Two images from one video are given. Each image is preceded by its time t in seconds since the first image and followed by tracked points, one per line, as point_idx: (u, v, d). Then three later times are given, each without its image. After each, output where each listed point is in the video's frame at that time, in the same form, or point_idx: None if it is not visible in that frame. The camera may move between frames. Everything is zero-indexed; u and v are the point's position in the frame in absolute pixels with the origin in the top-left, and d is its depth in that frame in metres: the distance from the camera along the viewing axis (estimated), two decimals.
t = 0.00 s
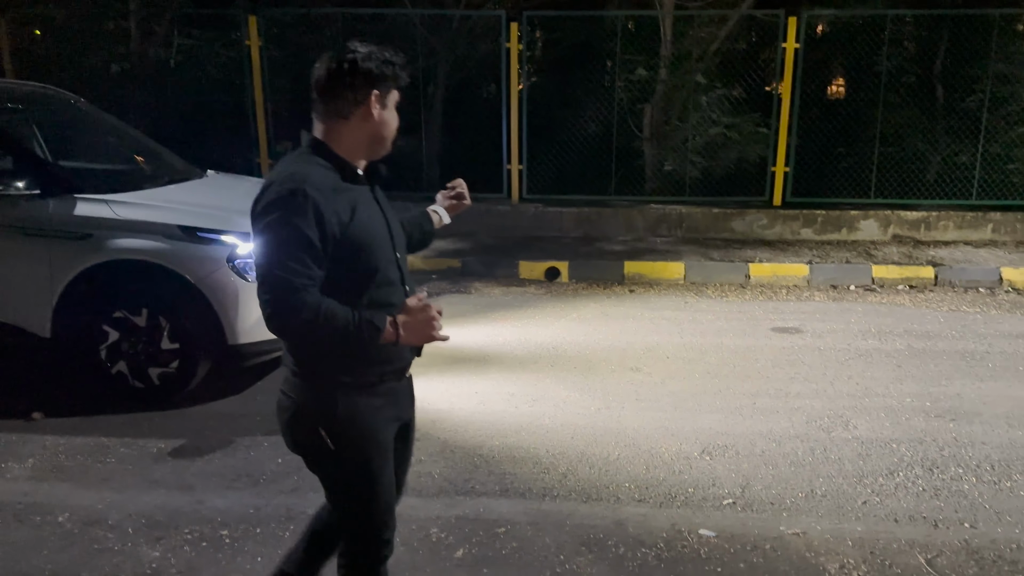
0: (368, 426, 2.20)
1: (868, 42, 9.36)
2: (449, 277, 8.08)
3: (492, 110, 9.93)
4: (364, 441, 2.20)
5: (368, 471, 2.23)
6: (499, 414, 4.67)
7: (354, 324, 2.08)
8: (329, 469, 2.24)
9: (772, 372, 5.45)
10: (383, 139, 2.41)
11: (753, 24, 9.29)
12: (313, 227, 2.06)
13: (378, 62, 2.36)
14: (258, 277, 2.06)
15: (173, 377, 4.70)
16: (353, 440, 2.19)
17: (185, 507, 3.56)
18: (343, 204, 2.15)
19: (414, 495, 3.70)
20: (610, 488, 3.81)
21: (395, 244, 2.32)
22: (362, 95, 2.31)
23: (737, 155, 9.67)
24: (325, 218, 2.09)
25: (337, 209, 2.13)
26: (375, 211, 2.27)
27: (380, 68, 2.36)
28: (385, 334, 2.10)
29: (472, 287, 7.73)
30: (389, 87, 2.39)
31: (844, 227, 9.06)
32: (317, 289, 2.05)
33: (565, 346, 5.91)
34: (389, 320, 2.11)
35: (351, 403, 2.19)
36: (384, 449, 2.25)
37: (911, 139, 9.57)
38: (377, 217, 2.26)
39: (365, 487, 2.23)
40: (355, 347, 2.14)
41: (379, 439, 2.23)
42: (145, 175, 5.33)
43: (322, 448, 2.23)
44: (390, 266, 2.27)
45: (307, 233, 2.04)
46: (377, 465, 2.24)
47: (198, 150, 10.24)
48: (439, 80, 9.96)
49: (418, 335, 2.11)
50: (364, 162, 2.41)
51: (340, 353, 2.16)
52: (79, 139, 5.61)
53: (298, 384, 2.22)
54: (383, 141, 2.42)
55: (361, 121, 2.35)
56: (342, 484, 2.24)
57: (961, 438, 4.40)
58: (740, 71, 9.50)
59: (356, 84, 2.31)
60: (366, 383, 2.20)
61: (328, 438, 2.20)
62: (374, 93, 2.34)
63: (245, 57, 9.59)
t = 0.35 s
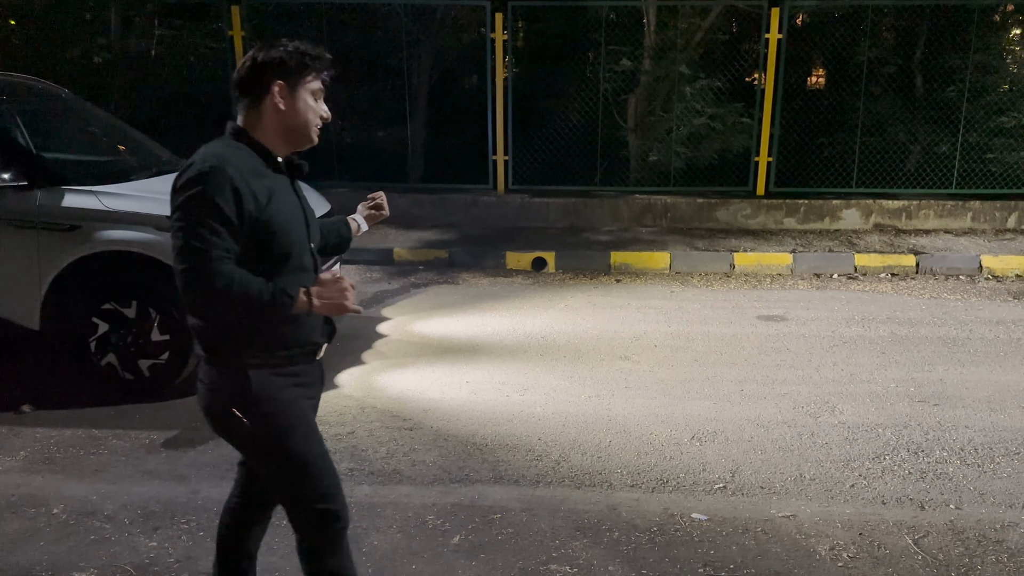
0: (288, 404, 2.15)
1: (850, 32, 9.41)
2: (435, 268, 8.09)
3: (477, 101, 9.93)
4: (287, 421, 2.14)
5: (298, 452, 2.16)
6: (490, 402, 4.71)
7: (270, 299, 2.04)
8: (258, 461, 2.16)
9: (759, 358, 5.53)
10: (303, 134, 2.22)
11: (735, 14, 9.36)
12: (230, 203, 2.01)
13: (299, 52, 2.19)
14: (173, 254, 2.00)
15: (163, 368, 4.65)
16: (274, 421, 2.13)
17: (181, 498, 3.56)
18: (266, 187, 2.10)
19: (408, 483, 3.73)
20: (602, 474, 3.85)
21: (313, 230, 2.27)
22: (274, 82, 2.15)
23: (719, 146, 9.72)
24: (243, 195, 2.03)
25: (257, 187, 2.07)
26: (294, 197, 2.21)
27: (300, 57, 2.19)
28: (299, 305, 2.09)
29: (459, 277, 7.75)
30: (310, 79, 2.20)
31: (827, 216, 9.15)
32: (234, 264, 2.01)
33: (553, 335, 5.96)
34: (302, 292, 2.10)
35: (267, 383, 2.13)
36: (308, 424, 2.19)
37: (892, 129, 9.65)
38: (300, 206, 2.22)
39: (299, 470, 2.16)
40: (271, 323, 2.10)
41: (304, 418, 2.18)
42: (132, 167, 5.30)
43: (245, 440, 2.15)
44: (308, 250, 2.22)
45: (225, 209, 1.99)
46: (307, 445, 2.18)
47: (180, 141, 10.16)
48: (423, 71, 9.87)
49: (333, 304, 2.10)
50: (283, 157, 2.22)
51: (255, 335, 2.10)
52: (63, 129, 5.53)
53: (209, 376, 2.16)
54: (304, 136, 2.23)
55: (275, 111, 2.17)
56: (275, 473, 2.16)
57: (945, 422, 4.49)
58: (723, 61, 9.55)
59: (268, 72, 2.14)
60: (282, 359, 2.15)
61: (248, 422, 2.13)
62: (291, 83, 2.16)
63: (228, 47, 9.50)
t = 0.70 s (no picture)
0: (210, 384, 2.27)
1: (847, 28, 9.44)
2: (434, 263, 8.11)
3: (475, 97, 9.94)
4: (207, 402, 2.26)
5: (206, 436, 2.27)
6: (491, 396, 4.73)
7: (195, 276, 2.15)
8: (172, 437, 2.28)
9: (757, 354, 5.55)
10: (201, 109, 2.24)
11: (731, 10, 9.39)
12: (155, 185, 2.11)
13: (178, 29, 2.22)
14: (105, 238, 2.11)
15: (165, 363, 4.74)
16: (197, 402, 2.25)
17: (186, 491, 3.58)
18: (189, 168, 2.21)
19: (411, 476, 3.76)
20: (604, 468, 3.88)
21: (243, 211, 2.37)
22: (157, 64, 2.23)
23: (718, 142, 9.74)
24: (165, 175, 2.13)
25: (179, 168, 2.18)
26: (220, 176, 2.31)
27: (179, 35, 2.22)
28: (227, 281, 2.19)
29: (458, 273, 7.77)
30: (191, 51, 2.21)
31: (824, 212, 9.18)
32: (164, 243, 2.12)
33: (553, 331, 5.98)
34: (233, 267, 2.20)
35: (193, 366, 2.24)
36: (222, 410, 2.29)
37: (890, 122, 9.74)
38: (224, 186, 2.31)
39: (208, 450, 2.28)
40: (196, 303, 2.21)
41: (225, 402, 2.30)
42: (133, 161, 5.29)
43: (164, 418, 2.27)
44: (236, 228, 2.33)
45: (149, 189, 2.10)
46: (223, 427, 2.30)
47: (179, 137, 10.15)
48: (422, 66, 9.86)
49: (262, 275, 2.20)
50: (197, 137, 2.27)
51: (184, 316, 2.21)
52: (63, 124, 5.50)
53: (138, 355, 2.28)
54: (205, 110, 2.25)
55: (169, 94, 2.24)
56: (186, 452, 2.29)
57: (943, 416, 4.52)
58: (722, 58, 9.57)
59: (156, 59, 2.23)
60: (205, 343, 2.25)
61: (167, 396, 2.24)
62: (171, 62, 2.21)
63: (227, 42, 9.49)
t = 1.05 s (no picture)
0: (134, 383, 2.33)
1: (869, 32, 9.38)
2: (453, 264, 8.14)
3: (494, 99, 9.97)
4: (126, 399, 2.32)
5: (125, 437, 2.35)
6: (510, 397, 4.75)
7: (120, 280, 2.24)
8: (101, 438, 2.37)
9: (777, 357, 5.55)
10: (121, 119, 2.33)
11: (750, 15, 9.36)
12: (74, 197, 2.20)
13: (93, 44, 2.33)
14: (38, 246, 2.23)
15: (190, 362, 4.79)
16: (114, 398, 2.32)
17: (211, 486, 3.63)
18: (111, 177, 2.28)
19: (432, 475, 3.79)
20: (623, 469, 3.89)
21: (175, 216, 2.42)
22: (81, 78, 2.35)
23: (737, 144, 9.73)
24: (86, 187, 2.22)
25: (101, 179, 2.26)
26: (150, 184, 2.37)
27: (97, 48, 2.33)
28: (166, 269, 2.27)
29: (476, 274, 7.80)
30: (107, 63, 2.31)
31: (843, 215, 9.14)
32: (89, 250, 2.22)
33: (571, 332, 6.00)
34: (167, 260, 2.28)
35: (118, 364, 2.32)
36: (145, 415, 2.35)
37: (910, 126, 9.65)
38: (152, 192, 2.36)
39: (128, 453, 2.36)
40: (123, 307, 2.29)
41: (147, 402, 2.34)
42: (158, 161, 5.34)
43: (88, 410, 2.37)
44: (170, 234, 2.39)
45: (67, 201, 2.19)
46: (140, 425, 2.35)
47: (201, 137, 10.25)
48: (441, 67, 9.89)
49: (199, 266, 2.27)
50: (124, 147, 2.34)
51: (113, 316, 2.30)
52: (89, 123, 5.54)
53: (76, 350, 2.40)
54: (127, 119, 2.33)
55: (95, 108, 2.34)
56: (99, 445, 2.35)
57: (963, 422, 4.50)
58: (742, 61, 9.53)
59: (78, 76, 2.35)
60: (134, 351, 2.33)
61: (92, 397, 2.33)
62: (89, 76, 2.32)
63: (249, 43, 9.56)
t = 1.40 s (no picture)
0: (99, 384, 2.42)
1: (911, 41, 9.28)
2: (488, 271, 8.19)
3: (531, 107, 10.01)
4: (94, 398, 2.42)
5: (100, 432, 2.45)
6: (545, 404, 4.77)
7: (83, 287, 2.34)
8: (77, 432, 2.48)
9: (816, 369, 5.49)
10: (88, 135, 2.38)
11: (793, 22, 9.27)
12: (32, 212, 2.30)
13: (62, 58, 2.35)
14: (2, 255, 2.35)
15: (232, 363, 4.83)
16: (81, 397, 2.42)
17: (252, 486, 3.70)
18: (71, 190, 2.35)
19: (468, 480, 3.82)
20: (659, 478, 3.89)
21: (139, 224, 2.48)
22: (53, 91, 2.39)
23: (777, 153, 9.62)
24: (43, 202, 2.30)
25: (61, 192, 2.33)
26: (114, 194, 2.42)
27: (68, 63, 2.36)
28: (117, 287, 2.36)
29: (511, 281, 7.83)
30: (73, 79, 2.34)
31: (885, 226, 9.02)
32: (46, 263, 2.31)
33: (606, 340, 6.00)
34: (119, 276, 2.37)
35: (85, 365, 2.42)
36: (117, 410, 2.46)
37: (955, 135, 9.47)
38: (117, 204, 2.43)
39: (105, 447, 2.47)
40: (85, 311, 2.38)
41: (114, 401, 2.44)
42: (204, 167, 5.44)
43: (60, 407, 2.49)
44: (131, 242, 2.46)
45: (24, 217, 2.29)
46: (115, 419, 2.46)
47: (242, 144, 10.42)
48: (479, 76, 9.95)
49: (145, 275, 2.36)
50: (93, 160, 2.40)
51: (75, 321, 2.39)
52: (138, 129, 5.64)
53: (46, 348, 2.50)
54: (94, 137, 2.39)
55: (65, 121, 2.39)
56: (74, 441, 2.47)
57: (1009, 437, 4.42)
58: (783, 70, 9.46)
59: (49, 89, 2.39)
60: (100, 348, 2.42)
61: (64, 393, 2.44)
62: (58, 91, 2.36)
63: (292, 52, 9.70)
